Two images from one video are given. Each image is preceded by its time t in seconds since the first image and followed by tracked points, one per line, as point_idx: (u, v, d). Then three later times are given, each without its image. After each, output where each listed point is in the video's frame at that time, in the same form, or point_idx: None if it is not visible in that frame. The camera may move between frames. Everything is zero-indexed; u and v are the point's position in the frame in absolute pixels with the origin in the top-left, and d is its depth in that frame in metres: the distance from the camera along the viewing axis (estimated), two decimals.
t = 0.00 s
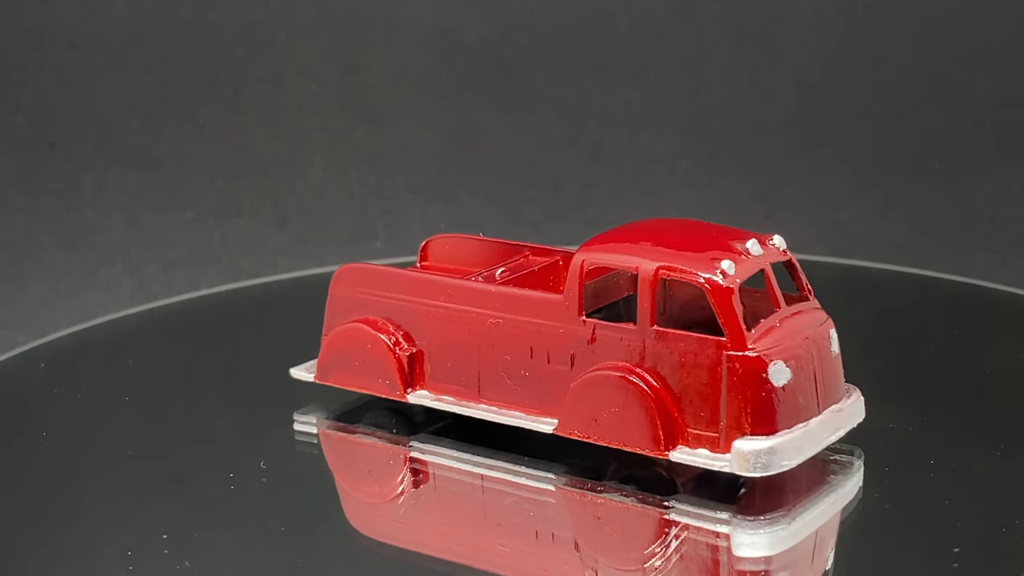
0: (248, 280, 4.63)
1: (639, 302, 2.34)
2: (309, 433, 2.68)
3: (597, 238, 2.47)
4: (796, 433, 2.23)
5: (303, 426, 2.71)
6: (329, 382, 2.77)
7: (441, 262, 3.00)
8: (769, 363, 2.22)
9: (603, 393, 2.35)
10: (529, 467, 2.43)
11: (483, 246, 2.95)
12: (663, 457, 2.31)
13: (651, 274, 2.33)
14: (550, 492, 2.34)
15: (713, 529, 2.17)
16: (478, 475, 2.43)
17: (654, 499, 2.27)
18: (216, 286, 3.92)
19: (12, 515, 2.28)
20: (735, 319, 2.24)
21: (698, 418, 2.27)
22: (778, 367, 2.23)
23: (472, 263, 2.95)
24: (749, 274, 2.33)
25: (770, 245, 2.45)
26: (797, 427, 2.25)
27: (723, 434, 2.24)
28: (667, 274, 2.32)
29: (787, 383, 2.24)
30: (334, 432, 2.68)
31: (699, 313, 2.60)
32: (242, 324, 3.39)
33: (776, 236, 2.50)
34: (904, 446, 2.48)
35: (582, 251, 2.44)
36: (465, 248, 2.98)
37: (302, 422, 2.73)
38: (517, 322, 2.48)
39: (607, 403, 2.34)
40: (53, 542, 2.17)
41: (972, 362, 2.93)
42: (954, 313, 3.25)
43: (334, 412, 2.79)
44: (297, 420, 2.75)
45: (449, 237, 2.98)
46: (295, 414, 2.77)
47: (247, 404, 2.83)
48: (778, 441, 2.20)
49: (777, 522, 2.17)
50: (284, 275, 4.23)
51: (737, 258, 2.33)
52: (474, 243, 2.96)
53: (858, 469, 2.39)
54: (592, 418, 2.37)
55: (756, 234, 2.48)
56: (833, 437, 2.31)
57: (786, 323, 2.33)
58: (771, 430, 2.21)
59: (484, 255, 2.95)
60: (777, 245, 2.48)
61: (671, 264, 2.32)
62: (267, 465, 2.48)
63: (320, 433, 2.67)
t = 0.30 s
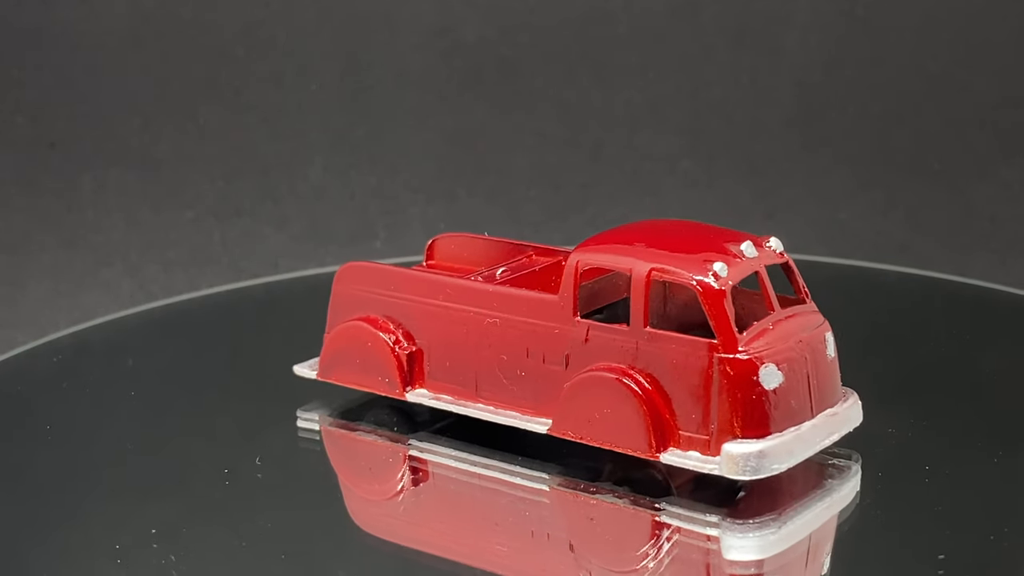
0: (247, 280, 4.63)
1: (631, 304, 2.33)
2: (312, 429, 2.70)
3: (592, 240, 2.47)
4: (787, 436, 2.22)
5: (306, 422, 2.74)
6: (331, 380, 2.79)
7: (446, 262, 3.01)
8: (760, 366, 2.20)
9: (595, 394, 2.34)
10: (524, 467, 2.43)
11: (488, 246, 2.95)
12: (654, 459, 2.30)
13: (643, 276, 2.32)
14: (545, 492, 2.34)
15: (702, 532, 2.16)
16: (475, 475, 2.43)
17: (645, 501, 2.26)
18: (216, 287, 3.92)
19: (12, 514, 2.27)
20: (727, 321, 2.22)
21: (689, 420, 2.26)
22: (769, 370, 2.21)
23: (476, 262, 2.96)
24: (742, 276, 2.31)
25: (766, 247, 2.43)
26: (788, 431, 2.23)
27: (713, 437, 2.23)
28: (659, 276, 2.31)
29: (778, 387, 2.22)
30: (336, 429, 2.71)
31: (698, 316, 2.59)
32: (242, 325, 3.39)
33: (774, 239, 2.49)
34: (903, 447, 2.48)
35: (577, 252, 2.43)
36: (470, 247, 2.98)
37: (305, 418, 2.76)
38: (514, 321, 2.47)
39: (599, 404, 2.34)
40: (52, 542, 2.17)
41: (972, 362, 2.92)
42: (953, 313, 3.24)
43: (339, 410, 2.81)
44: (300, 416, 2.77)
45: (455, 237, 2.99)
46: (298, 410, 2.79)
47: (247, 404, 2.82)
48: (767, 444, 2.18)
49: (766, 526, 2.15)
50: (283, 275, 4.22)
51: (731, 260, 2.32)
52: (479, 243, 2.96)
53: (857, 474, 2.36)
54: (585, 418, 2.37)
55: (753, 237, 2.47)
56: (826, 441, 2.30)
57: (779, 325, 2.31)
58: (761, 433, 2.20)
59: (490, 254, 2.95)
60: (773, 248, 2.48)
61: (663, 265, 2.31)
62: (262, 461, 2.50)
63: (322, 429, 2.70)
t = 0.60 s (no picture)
0: (248, 279, 4.63)
1: (625, 305, 2.33)
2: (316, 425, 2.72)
3: (588, 241, 2.47)
4: (778, 439, 2.21)
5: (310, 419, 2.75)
6: (332, 377, 2.79)
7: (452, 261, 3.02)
8: (751, 369, 2.20)
9: (588, 395, 2.34)
10: (519, 467, 2.43)
11: (494, 245, 2.95)
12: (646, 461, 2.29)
13: (636, 277, 2.32)
14: (540, 492, 2.34)
15: (693, 535, 2.15)
16: (472, 474, 2.44)
17: (637, 503, 2.26)
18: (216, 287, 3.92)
19: (12, 514, 2.27)
20: (718, 323, 2.22)
21: (680, 422, 2.25)
22: (761, 373, 2.21)
23: (481, 261, 2.96)
24: (736, 278, 2.30)
25: (762, 249, 2.42)
26: (781, 434, 2.23)
27: (704, 439, 2.22)
28: (653, 277, 2.31)
29: (770, 389, 2.21)
30: (339, 426, 2.72)
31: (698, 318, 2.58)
32: (242, 325, 3.39)
33: (771, 241, 2.47)
34: (902, 448, 2.48)
35: (572, 253, 2.43)
36: (476, 246, 2.99)
37: (309, 416, 2.78)
38: (510, 321, 2.48)
39: (592, 405, 2.34)
40: (51, 542, 2.17)
41: (971, 363, 2.92)
42: (953, 314, 3.24)
43: (343, 408, 2.82)
44: (304, 413, 2.79)
45: (461, 235, 3.00)
46: (302, 407, 2.81)
47: (246, 404, 2.82)
48: (757, 447, 2.18)
49: (757, 530, 2.14)
50: (282, 275, 4.22)
51: (724, 262, 2.31)
52: (485, 242, 2.96)
53: (854, 478, 2.35)
54: (579, 419, 2.37)
55: (751, 239, 2.46)
56: (820, 444, 2.29)
57: (773, 327, 2.30)
58: (752, 436, 2.20)
59: (495, 253, 2.96)
60: (770, 249, 2.46)
61: (657, 267, 2.31)
62: (258, 457, 2.52)
63: (326, 426, 2.72)
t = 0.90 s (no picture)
0: (248, 279, 4.63)
1: (619, 306, 2.33)
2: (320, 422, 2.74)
3: (583, 242, 2.47)
4: (770, 443, 2.20)
5: (314, 417, 2.77)
6: (335, 375, 2.80)
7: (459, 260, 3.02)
8: (741, 371, 2.19)
9: (582, 395, 2.34)
10: (514, 466, 2.43)
11: (499, 244, 2.95)
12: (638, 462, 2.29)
13: (629, 278, 2.32)
14: (534, 492, 2.35)
15: (683, 537, 2.15)
16: (469, 472, 2.44)
17: (629, 505, 2.26)
18: (215, 287, 3.92)
19: (12, 515, 2.27)
20: (710, 325, 2.22)
21: (672, 424, 2.25)
22: (752, 375, 2.20)
23: (487, 260, 2.96)
24: (729, 280, 2.29)
25: (758, 251, 2.41)
26: (772, 438, 2.22)
27: (694, 442, 2.22)
28: (646, 278, 2.31)
29: (761, 392, 2.20)
30: (341, 423, 2.73)
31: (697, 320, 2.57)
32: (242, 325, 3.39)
33: (768, 242, 2.46)
34: (902, 450, 2.48)
35: (567, 254, 2.43)
36: (482, 246, 2.99)
37: (313, 413, 2.79)
38: (507, 321, 2.48)
39: (585, 405, 2.33)
40: (51, 542, 2.16)
41: (971, 364, 2.92)
42: (952, 314, 3.25)
43: (347, 405, 2.83)
44: (309, 411, 2.81)
45: (468, 234, 3.01)
46: (306, 405, 2.83)
47: (246, 403, 2.82)
48: (747, 450, 2.17)
49: (747, 532, 2.13)
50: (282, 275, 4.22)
51: (718, 264, 2.30)
52: (490, 241, 2.97)
53: (851, 484, 2.34)
54: (572, 419, 2.36)
55: (748, 241, 2.45)
56: (813, 448, 2.27)
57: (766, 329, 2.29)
58: (743, 439, 2.19)
59: (501, 252, 2.96)
60: (766, 251, 2.45)
61: (649, 268, 2.31)
62: (254, 453, 2.53)
63: (330, 423, 2.74)
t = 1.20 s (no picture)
0: (247, 278, 4.63)
1: (611, 307, 2.33)
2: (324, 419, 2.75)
3: (577, 243, 2.47)
4: (759, 446, 2.19)
5: (318, 414, 2.79)
6: (337, 372, 2.81)
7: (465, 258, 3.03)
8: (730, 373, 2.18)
9: (574, 396, 2.34)
10: (508, 466, 2.44)
11: (504, 244, 2.96)
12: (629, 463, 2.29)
13: (621, 279, 2.33)
14: (529, 492, 2.35)
15: (672, 540, 2.15)
16: (466, 471, 2.45)
17: (620, 506, 2.26)
18: (216, 287, 3.92)
19: (12, 515, 2.28)
20: (700, 327, 2.21)
21: (662, 425, 2.25)
22: (741, 378, 2.19)
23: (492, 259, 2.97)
24: (721, 282, 2.29)
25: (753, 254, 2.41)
26: (762, 441, 2.20)
27: (683, 444, 2.22)
28: (638, 279, 2.31)
29: (751, 395, 2.20)
30: (343, 420, 2.75)
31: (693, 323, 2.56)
32: (242, 325, 3.39)
33: (764, 245, 2.46)
34: (901, 452, 2.48)
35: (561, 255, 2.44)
36: (487, 245, 3.00)
37: (317, 410, 2.81)
38: (503, 321, 2.48)
39: (577, 406, 2.34)
40: (51, 542, 2.17)
41: (970, 365, 2.92)
42: (951, 315, 3.25)
43: (349, 403, 2.85)
44: (313, 408, 2.83)
45: (475, 234, 3.02)
46: (310, 402, 2.85)
47: (246, 403, 2.83)
48: (735, 453, 2.16)
49: (736, 536, 2.13)
50: (281, 275, 4.22)
51: (710, 266, 2.30)
52: (496, 241, 2.97)
53: (846, 489, 2.32)
54: (565, 419, 2.37)
55: (744, 243, 2.45)
56: (805, 452, 2.26)
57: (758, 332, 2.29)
58: (732, 442, 2.18)
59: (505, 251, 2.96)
60: (762, 254, 2.44)
61: (641, 269, 2.31)
62: (252, 451, 2.55)
63: (332, 420, 2.75)
